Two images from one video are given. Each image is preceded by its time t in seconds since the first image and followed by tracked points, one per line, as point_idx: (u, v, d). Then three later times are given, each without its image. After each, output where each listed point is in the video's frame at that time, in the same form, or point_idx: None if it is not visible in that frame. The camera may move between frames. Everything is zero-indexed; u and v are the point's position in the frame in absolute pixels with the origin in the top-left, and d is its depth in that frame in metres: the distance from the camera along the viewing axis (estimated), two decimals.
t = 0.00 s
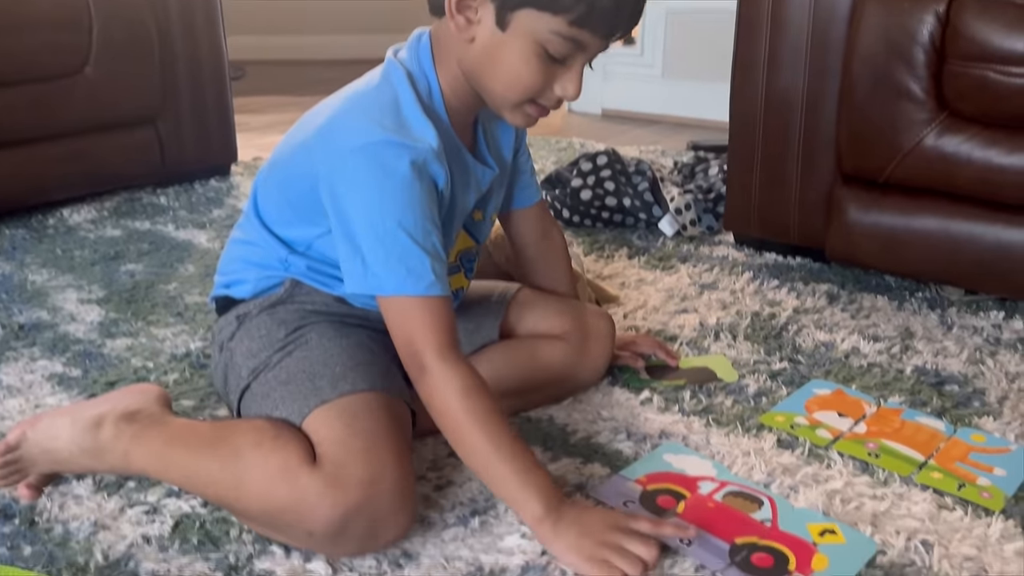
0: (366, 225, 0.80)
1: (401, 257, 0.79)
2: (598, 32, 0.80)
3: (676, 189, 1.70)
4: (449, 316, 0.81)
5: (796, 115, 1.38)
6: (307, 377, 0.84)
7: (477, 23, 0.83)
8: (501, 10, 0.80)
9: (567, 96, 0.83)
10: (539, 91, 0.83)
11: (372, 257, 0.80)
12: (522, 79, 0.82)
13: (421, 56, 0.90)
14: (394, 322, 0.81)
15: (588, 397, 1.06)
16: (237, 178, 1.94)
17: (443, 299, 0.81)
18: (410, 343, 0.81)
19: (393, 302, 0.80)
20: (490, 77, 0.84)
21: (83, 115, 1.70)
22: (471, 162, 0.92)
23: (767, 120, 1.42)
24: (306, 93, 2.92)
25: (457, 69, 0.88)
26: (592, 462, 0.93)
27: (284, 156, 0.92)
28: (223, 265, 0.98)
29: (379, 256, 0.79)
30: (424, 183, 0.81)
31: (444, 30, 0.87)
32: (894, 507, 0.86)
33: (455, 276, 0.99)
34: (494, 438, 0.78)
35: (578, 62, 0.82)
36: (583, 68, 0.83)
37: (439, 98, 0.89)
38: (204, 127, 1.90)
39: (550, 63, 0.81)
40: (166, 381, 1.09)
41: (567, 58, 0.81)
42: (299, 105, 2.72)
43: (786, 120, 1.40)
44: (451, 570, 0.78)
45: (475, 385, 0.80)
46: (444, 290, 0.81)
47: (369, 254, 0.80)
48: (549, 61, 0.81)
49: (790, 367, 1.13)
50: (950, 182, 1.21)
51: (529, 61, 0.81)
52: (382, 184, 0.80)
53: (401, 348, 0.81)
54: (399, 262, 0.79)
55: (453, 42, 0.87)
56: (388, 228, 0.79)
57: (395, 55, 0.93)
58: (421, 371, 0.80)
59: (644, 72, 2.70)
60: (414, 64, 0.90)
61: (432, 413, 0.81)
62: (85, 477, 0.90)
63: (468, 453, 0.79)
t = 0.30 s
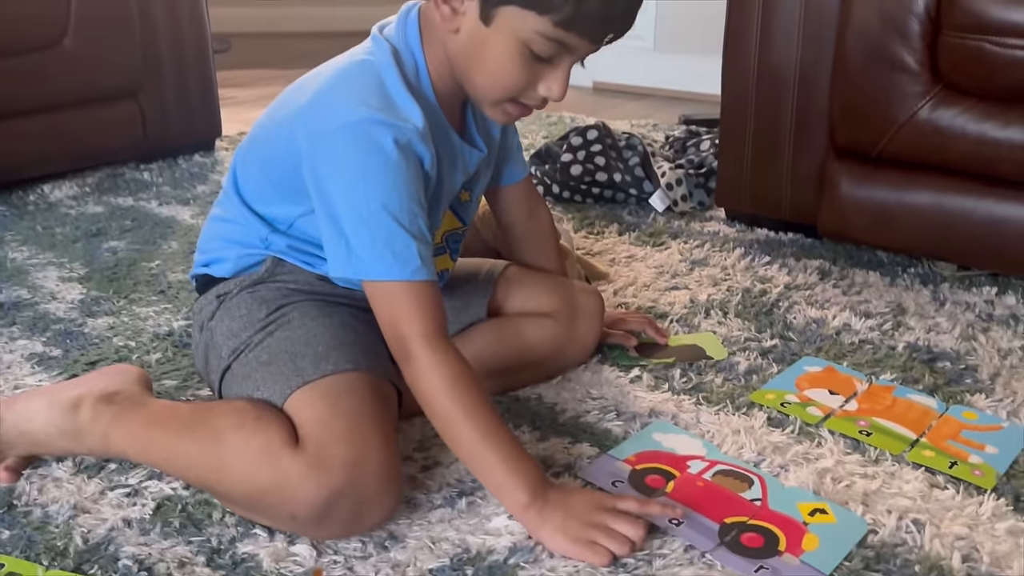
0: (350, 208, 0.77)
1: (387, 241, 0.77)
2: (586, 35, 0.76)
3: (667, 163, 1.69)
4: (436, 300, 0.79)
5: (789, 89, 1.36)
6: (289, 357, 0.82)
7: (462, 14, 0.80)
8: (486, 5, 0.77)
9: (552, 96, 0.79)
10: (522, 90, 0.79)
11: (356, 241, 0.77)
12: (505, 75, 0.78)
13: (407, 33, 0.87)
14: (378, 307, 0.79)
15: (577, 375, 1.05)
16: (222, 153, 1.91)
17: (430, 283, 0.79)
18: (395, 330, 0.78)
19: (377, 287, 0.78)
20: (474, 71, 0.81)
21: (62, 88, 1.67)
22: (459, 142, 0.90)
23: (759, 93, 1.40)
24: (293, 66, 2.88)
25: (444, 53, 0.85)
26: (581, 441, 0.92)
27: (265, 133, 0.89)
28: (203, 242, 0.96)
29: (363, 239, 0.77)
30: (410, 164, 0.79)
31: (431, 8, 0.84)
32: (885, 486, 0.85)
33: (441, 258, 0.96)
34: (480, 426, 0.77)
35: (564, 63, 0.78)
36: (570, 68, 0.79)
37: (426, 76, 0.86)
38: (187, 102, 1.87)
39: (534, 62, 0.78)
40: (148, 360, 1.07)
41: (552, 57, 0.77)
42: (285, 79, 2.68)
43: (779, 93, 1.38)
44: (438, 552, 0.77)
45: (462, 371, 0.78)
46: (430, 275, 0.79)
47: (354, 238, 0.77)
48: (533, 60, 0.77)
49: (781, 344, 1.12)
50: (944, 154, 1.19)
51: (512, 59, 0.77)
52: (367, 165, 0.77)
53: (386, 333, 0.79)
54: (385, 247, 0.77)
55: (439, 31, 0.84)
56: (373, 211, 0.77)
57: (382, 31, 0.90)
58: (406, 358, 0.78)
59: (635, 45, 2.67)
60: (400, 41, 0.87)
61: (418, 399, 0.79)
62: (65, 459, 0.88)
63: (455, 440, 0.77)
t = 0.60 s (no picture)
0: (343, 198, 0.77)
1: (379, 231, 0.76)
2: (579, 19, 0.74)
3: (661, 147, 1.68)
4: (428, 289, 0.79)
5: (782, 72, 1.36)
6: (283, 342, 0.82)
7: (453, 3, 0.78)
8: None
9: (543, 84, 0.77)
10: (516, 76, 0.78)
11: (348, 232, 0.77)
12: (497, 62, 0.77)
13: (401, 20, 0.86)
14: (370, 297, 0.79)
15: (571, 358, 1.05)
16: (214, 136, 1.90)
17: (422, 274, 0.78)
18: (386, 320, 0.78)
19: (369, 277, 0.77)
20: (462, 60, 0.80)
21: (52, 71, 1.66)
22: (452, 129, 0.89)
23: (752, 76, 1.39)
24: (285, 50, 2.86)
25: (433, 43, 0.83)
26: (575, 424, 0.93)
27: (258, 119, 0.89)
28: (196, 226, 0.96)
29: (355, 229, 0.77)
30: (403, 154, 0.79)
31: None
32: (876, 466, 0.86)
33: (433, 244, 0.97)
34: (473, 415, 0.77)
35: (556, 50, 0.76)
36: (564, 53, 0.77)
37: (419, 65, 0.85)
38: (178, 85, 1.86)
39: (525, 49, 0.75)
40: (142, 344, 1.07)
41: (545, 45, 0.75)
42: (277, 62, 2.66)
43: (771, 76, 1.37)
44: (433, 534, 0.77)
45: (453, 360, 0.78)
46: (423, 265, 0.78)
47: (346, 228, 0.77)
48: (523, 47, 0.75)
49: (773, 327, 1.12)
50: (936, 137, 1.20)
51: (501, 47, 0.76)
52: (360, 155, 0.77)
53: (377, 323, 0.79)
54: (377, 237, 0.76)
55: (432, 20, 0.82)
56: (366, 200, 0.76)
57: (376, 18, 0.89)
58: (398, 348, 0.78)
59: (629, 28, 2.66)
60: (394, 28, 0.86)
61: (409, 389, 0.79)
62: (61, 443, 0.88)
63: (448, 429, 0.77)
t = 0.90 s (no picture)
0: (374, 202, 0.76)
1: (412, 234, 0.76)
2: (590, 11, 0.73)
3: (657, 137, 1.68)
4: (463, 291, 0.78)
5: (779, 61, 1.36)
6: (282, 331, 0.82)
7: None
8: None
9: (561, 76, 0.77)
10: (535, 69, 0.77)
11: (379, 235, 0.76)
12: (515, 57, 0.76)
13: (417, 19, 0.85)
14: (404, 300, 0.78)
15: (567, 347, 1.06)
16: (209, 126, 1.90)
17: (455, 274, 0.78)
18: (423, 321, 0.77)
19: (401, 280, 0.77)
20: (480, 57, 0.79)
21: (45, 59, 1.65)
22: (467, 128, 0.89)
23: (749, 65, 1.39)
24: (279, 38, 2.85)
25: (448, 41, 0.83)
26: (571, 413, 0.93)
27: (274, 116, 0.88)
28: (197, 212, 0.96)
29: (388, 232, 0.76)
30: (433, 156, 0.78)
31: None
32: (870, 455, 0.87)
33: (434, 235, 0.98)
34: (511, 417, 0.76)
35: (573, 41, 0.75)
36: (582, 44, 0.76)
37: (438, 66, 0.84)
38: (173, 74, 1.86)
39: (541, 40, 0.75)
40: (138, 334, 1.07)
41: (561, 35, 0.74)
42: (272, 51, 2.65)
43: (768, 65, 1.37)
44: (430, 521, 0.78)
45: (490, 364, 0.77)
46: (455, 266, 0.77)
47: (378, 231, 0.76)
48: (539, 39, 0.75)
49: (769, 316, 1.13)
50: (932, 127, 1.20)
51: (518, 41, 0.75)
52: (390, 159, 0.76)
53: (414, 327, 0.78)
54: (410, 240, 0.76)
55: (446, 20, 0.82)
56: (398, 205, 0.76)
57: (391, 15, 0.87)
58: (435, 351, 0.77)
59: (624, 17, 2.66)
60: (410, 27, 0.85)
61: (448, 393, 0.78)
62: (57, 432, 0.89)
63: (485, 432, 0.76)
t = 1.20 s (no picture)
0: (389, 204, 0.76)
1: (426, 237, 0.76)
2: (612, 20, 0.74)
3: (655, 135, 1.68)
4: (471, 297, 0.78)
5: (777, 60, 1.36)
6: (282, 333, 0.82)
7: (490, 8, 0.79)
8: None
9: (586, 85, 0.78)
10: (558, 79, 0.78)
11: (392, 236, 0.76)
12: (538, 66, 0.77)
13: (439, 22, 0.84)
14: (413, 304, 0.78)
15: (564, 346, 1.06)
16: (207, 123, 1.90)
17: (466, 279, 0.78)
18: (430, 328, 0.78)
19: (413, 282, 0.77)
20: (503, 66, 0.80)
21: (43, 57, 1.65)
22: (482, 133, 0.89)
23: (747, 64, 1.39)
24: (277, 36, 2.85)
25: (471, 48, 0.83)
26: (567, 412, 0.93)
27: (291, 115, 0.87)
28: (203, 207, 0.96)
29: (403, 235, 0.76)
30: (449, 159, 0.77)
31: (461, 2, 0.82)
32: (866, 454, 0.87)
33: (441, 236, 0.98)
34: (519, 426, 0.76)
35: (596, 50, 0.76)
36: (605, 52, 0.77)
37: (458, 70, 0.84)
38: (171, 72, 1.86)
39: (567, 50, 0.76)
40: (135, 332, 1.07)
41: (586, 45, 0.75)
42: (270, 49, 2.65)
43: (766, 64, 1.37)
44: (426, 520, 0.78)
45: (498, 371, 0.77)
46: (466, 271, 0.78)
47: (391, 233, 0.76)
48: (565, 48, 0.76)
49: (765, 315, 1.13)
50: (929, 126, 1.20)
51: (543, 50, 0.76)
52: (407, 162, 0.75)
53: (421, 333, 0.78)
54: (424, 243, 0.76)
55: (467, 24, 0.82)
56: (414, 207, 0.75)
57: (412, 16, 0.87)
58: (442, 358, 0.77)
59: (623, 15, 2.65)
60: (431, 29, 0.84)
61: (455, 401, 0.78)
62: (54, 430, 0.89)
63: (492, 440, 0.76)
